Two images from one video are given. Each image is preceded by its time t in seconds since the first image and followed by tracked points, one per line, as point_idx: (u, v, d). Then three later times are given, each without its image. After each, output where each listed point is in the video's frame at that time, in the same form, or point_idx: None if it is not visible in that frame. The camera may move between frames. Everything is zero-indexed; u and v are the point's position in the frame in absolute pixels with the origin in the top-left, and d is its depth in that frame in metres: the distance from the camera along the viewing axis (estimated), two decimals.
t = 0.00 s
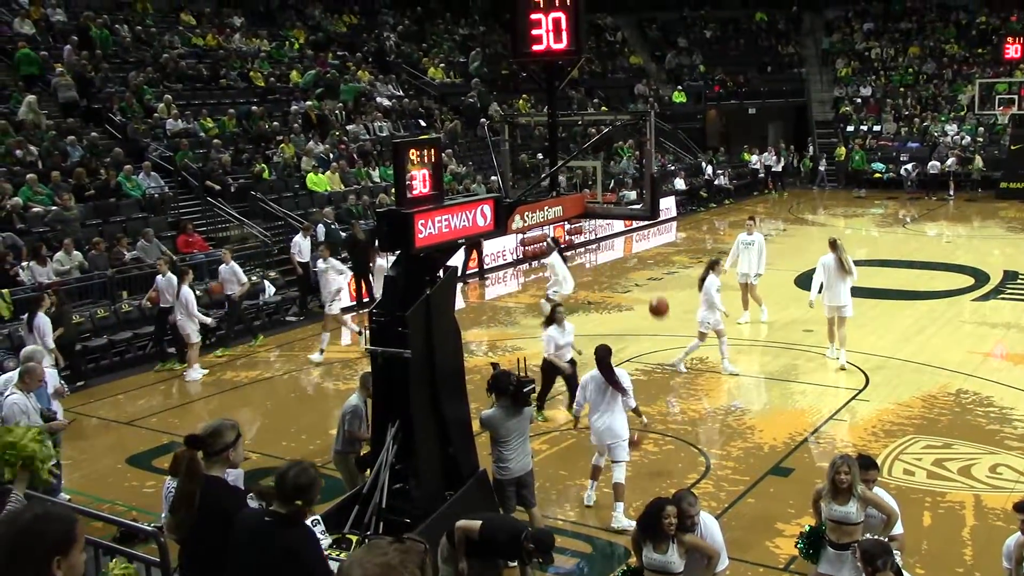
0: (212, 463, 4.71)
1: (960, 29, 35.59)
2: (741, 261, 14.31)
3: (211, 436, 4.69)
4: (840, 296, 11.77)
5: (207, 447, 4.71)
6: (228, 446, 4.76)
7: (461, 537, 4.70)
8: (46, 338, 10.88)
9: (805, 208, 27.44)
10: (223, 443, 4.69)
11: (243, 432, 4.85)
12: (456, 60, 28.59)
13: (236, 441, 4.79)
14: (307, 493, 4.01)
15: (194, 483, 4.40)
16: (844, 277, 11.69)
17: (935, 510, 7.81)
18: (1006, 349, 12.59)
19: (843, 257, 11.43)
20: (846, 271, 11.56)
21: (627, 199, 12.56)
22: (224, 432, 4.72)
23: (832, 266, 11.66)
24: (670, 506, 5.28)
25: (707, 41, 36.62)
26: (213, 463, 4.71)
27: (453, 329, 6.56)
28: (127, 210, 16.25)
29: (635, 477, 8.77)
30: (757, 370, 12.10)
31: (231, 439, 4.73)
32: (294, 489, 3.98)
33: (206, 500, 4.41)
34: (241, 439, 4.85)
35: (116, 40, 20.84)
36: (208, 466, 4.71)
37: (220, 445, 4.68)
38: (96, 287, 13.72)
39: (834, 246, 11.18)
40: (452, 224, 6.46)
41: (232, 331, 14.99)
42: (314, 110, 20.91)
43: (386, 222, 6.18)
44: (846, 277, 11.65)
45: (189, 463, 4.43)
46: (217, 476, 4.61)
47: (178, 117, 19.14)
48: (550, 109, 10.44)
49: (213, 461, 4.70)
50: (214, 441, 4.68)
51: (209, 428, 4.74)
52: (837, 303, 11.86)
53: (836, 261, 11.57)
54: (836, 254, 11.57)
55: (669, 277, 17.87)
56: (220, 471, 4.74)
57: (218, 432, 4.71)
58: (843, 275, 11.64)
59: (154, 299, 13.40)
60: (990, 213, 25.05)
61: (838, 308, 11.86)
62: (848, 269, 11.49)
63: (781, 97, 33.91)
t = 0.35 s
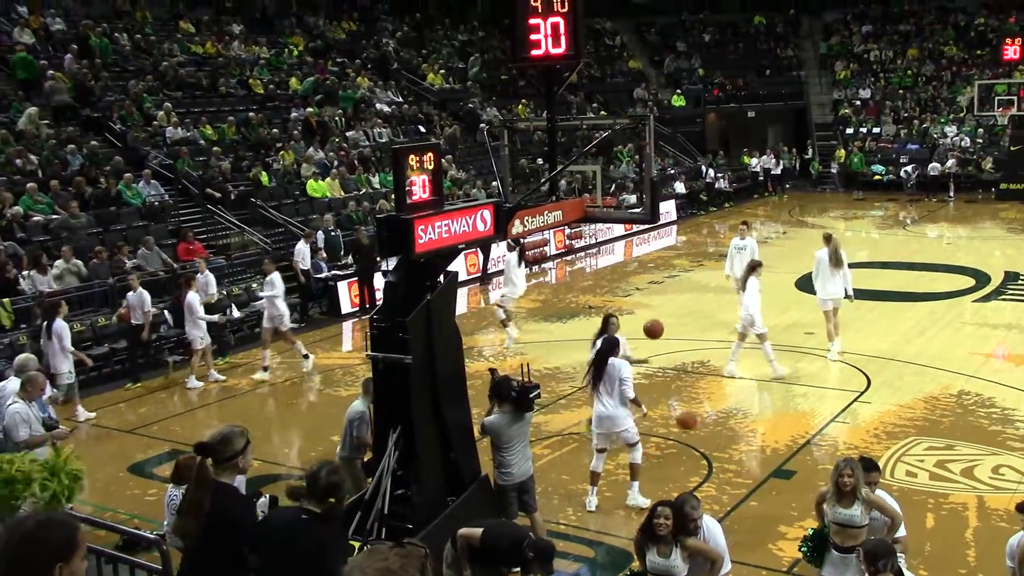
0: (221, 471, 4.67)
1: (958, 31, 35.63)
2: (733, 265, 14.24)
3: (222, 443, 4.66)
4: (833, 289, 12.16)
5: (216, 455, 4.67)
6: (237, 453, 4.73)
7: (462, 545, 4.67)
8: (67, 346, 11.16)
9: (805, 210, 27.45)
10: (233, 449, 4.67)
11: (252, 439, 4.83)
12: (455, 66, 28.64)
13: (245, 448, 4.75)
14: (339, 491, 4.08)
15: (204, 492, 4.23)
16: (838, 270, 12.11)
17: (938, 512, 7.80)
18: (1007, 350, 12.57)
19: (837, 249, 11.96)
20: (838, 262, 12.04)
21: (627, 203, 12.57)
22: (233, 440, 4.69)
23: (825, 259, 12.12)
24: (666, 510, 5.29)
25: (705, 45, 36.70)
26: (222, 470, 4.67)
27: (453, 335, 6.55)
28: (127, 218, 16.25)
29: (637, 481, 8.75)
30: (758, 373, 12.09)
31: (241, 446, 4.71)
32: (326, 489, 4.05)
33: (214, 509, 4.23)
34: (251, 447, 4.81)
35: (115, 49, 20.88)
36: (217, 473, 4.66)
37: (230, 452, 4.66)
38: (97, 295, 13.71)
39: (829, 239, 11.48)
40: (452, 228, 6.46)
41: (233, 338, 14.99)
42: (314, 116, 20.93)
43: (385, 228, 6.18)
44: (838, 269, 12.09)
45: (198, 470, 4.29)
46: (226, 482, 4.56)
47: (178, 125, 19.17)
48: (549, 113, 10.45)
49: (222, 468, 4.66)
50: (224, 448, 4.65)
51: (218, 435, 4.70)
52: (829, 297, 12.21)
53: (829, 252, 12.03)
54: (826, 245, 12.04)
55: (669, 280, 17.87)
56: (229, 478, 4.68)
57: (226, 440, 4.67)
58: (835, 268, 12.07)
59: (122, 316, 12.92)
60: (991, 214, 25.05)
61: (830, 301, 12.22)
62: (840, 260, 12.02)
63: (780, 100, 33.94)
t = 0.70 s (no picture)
0: (222, 472, 4.68)
1: (955, 32, 35.68)
2: (725, 269, 14.22)
3: (221, 443, 4.67)
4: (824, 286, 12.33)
5: (216, 455, 4.69)
6: (237, 454, 4.72)
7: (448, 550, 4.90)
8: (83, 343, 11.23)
9: (803, 211, 27.50)
10: (233, 450, 4.67)
11: (254, 440, 4.83)
12: (453, 69, 28.69)
13: (246, 448, 4.75)
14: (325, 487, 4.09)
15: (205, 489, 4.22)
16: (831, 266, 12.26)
17: (937, 512, 7.80)
18: (1005, 351, 12.58)
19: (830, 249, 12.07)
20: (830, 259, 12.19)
21: (625, 205, 12.56)
22: (234, 440, 4.70)
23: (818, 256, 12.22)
24: (664, 512, 5.28)
25: (703, 47, 36.85)
26: (222, 471, 4.67)
27: (453, 337, 6.54)
28: (125, 222, 16.24)
29: (637, 483, 8.75)
30: (757, 374, 12.09)
31: (241, 447, 4.71)
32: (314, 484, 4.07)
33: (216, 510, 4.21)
34: (252, 448, 4.82)
35: (113, 53, 20.89)
36: (218, 474, 4.66)
37: (230, 453, 4.66)
38: (95, 299, 13.71)
39: (823, 238, 11.54)
40: (451, 231, 6.45)
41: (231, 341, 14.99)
42: (312, 119, 20.94)
43: (384, 230, 6.18)
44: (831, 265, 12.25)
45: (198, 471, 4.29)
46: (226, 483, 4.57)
47: (176, 129, 19.16)
48: (547, 114, 10.44)
49: (223, 469, 4.66)
50: (223, 448, 4.66)
51: (217, 436, 4.72)
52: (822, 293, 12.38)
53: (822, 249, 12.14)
54: (819, 243, 12.14)
55: (668, 282, 17.88)
56: (229, 478, 4.68)
57: (226, 441, 4.68)
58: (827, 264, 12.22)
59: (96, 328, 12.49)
60: (989, 215, 25.08)
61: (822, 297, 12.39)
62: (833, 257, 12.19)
63: (778, 102, 33.99)
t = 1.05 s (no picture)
0: (217, 470, 4.67)
1: (954, 32, 35.68)
2: (722, 270, 14.24)
3: (216, 442, 4.66)
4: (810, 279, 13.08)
5: (211, 454, 4.68)
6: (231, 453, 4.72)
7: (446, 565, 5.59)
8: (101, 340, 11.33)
9: (802, 211, 27.51)
10: (227, 449, 4.66)
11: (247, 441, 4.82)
12: (452, 68, 28.70)
13: (240, 448, 4.74)
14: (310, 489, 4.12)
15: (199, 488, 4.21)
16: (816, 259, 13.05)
17: (936, 512, 7.79)
18: (1005, 350, 12.58)
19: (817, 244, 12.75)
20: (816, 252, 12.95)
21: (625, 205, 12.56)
22: (228, 439, 4.69)
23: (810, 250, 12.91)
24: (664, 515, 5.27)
25: (702, 46, 36.95)
26: (217, 470, 4.67)
27: (452, 336, 6.52)
28: (124, 222, 16.22)
29: (636, 482, 8.76)
30: (756, 374, 12.10)
31: (235, 446, 4.70)
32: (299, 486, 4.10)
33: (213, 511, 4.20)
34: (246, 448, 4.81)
35: (112, 52, 20.88)
36: (212, 473, 4.66)
37: (224, 452, 4.65)
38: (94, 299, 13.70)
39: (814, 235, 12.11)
40: (450, 231, 6.47)
41: (230, 340, 14.99)
42: (312, 118, 20.93)
43: (384, 230, 6.19)
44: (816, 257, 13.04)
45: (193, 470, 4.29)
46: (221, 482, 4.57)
47: (175, 129, 19.15)
48: (546, 114, 10.44)
49: (217, 468, 4.66)
50: (217, 447, 4.65)
51: (212, 435, 4.72)
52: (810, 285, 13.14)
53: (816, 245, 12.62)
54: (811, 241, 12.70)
55: (667, 281, 17.88)
56: (224, 478, 4.68)
57: (220, 439, 4.68)
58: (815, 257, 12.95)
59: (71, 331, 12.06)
60: (988, 214, 25.07)
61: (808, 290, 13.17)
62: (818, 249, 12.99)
63: (777, 101, 34.00)
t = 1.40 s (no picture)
0: (210, 467, 4.64)
1: (955, 31, 35.67)
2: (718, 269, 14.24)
3: (208, 439, 4.63)
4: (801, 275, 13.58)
5: (204, 450, 4.65)
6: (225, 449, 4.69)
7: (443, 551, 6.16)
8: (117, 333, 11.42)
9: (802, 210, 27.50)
10: (220, 446, 4.63)
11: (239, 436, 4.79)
12: (452, 67, 28.70)
13: (233, 444, 4.72)
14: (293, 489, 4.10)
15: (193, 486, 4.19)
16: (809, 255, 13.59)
17: (936, 511, 7.79)
18: (1005, 349, 12.57)
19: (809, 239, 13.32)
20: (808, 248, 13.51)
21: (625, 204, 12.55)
22: (220, 436, 4.66)
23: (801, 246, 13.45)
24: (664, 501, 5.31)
25: (703, 45, 36.99)
26: (210, 467, 4.63)
27: (451, 334, 6.52)
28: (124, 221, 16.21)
29: (636, 481, 8.75)
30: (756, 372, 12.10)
31: (228, 442, 4.67)
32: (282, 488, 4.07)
33: (209, 507, 4.19)
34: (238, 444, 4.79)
35: (112, 51, 20.84)
36: (206, 469, 4.62)
37: (217, 447, 4.62)
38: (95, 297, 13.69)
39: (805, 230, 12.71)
40: (450, 229, 6.47)
41: (230, 339, 14.98)
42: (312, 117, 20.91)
43: (384, 229, 6.19)
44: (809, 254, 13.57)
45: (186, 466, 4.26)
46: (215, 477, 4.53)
47: (176, 127, 19.13)
48: (546, 112, 10.43)
49: (211, 464, 4.62)
50: (210, 443, 4.63)
51: (205, 432, 4.70)
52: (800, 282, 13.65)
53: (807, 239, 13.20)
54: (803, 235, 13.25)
55: (668, 280, 17.86)
56: (218, 474, 4.65)
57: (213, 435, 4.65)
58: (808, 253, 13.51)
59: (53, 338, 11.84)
60: (988, 213, 25.06)
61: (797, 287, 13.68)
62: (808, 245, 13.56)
63: (778, 100, 33.99)
